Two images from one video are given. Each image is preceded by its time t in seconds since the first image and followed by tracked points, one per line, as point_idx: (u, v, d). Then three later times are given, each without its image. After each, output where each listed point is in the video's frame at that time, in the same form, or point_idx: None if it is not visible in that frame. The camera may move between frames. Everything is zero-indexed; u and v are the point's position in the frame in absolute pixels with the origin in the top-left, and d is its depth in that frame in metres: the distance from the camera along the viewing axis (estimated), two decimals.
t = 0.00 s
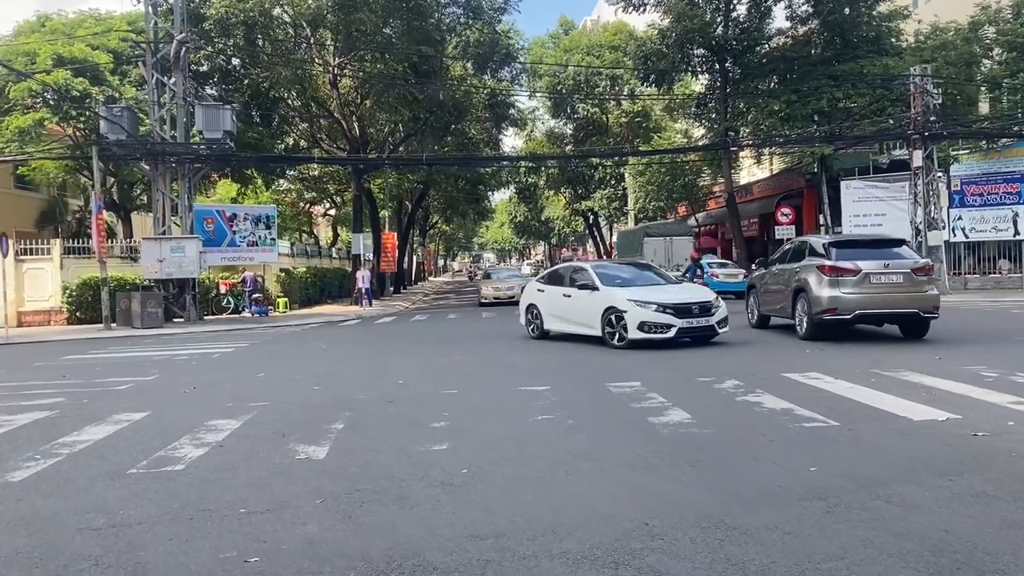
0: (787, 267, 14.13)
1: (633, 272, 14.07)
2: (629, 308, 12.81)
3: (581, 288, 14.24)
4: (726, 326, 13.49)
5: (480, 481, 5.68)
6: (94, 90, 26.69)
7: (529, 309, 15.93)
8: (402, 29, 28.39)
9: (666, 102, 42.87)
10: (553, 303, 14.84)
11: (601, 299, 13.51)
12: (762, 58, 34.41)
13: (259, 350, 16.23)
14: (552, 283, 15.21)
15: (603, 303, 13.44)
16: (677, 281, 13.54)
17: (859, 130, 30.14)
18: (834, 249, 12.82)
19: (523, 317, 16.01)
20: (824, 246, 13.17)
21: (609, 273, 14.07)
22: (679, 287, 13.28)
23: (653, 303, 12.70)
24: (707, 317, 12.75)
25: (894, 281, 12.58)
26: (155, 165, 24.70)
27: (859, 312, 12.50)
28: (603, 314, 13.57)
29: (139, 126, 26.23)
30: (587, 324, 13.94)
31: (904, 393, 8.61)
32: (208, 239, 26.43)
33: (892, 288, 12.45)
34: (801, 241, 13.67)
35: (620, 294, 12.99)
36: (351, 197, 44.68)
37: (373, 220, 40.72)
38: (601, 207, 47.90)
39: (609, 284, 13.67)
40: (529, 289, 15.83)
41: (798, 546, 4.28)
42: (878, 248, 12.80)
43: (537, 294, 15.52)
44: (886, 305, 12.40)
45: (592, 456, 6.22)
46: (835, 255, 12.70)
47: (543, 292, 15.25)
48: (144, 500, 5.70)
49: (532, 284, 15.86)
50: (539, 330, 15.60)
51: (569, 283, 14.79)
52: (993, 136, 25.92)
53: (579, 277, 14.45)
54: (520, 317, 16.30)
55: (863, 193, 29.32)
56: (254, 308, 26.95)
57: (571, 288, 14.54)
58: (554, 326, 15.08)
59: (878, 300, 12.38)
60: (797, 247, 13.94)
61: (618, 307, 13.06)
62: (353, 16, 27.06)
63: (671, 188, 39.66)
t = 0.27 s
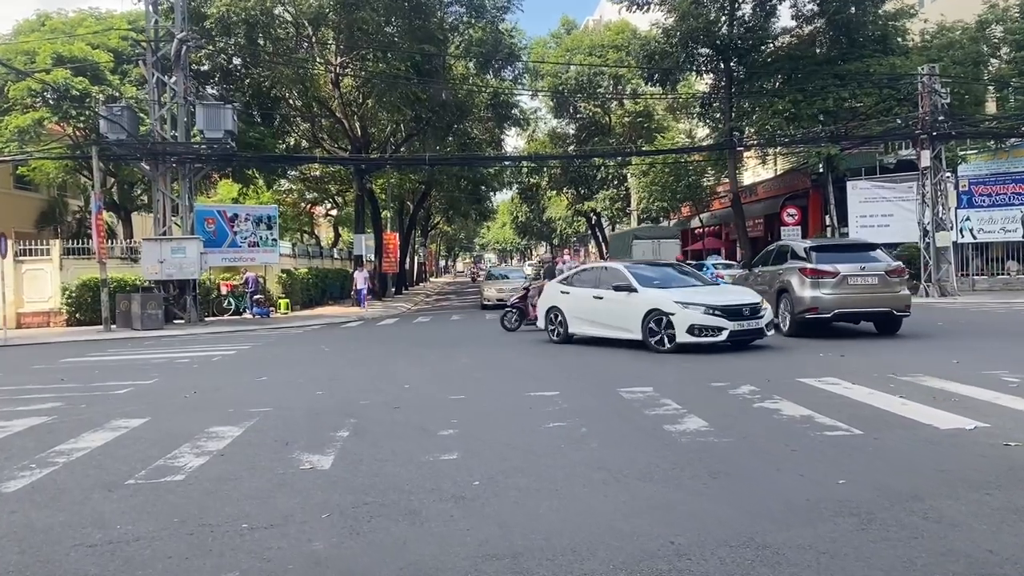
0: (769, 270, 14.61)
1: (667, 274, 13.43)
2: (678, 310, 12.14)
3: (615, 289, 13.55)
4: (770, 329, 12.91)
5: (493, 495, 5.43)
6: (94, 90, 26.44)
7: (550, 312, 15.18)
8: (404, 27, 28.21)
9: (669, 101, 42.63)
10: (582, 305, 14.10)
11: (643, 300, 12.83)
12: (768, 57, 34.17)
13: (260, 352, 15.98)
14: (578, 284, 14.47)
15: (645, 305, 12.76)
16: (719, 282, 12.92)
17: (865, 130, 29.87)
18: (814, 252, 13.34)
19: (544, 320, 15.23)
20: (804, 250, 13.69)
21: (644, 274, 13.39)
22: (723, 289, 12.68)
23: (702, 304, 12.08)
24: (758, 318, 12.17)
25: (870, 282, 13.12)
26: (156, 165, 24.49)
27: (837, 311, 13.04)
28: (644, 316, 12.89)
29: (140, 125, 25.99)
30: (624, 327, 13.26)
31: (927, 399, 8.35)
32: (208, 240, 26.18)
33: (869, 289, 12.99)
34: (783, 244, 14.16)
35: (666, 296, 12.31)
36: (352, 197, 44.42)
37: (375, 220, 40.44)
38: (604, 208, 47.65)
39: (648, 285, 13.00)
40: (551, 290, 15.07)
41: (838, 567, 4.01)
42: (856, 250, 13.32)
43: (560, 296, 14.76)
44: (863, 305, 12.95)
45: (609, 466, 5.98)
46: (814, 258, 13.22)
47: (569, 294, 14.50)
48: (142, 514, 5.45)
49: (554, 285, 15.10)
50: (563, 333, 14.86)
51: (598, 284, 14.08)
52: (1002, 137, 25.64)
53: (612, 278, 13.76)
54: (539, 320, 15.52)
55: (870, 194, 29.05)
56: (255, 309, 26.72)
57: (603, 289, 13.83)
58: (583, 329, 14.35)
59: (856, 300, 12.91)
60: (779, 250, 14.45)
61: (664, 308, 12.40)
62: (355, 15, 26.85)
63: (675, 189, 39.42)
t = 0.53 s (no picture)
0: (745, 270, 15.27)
1: (707, 270, 12.77)
2: (737, 309, 11.48)
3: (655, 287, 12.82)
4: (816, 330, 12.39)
5: (505, 501, 5.19)
6: (94, 87, 26.19)
7: (573, 311, 14.28)
8: (407, 25, 27.99)
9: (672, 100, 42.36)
10: (616, 304, 13.29)
11: (693, 298, 12.13)
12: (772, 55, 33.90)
13: (261, 352, 15.76)
14: (608, 282, 13.64)
15: (695, 304, 12.07)
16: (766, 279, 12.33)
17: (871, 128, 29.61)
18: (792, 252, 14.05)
19: (568, 320, 14.32)
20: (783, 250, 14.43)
21: (684, 270, 12.70)
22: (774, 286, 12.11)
23: (761, 302, 11.47)
24: (817, 316, 11.65)
25: (845, 278, 13.89)
26: (156, 163, 24.26)
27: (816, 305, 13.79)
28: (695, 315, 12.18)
29: (139, 123, 25.74)
30: (668, 327, 12.55)
31: (947, 400, 8.12)
32: (209, 239, 25.93)
33: (845, 285, 13.74)
34: (761, 244, 14.83)
35: (723, 293, 11.64)
36: (353, 196, 44.21)
37: (376, 219, 40.18)
38: (606, 207, 47.40)
39: (695, 282, 12.31)
40: (576, 288, 14.17)
41: None
42: (831, 249, 14.08)
43: (588, 295, 13.89)
44: (840, 299, 13.69)
45: (623, 470, 5.76)
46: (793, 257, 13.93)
47: (600, 292, 13.62)
48: (137, 520, 5.22)
49: (578, 282, 14.21)
50: (591, 334, 14.01)
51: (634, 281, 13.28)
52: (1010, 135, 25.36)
53: (649, 275, 13.03)
54: (560, 320, 14.59)
55: (876, 192, 28.75)
56: (256, 309, 26.48)
57: (641, 287, 13.05)
58: (615, 329, 13.54)
59: (833, 295, 13.66)
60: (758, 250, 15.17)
61: (718, 306, 11.73)
62: (356, 12, 26.62)
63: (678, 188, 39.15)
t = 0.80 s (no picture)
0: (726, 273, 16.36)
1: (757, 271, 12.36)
2: (811, 309, 11.06)
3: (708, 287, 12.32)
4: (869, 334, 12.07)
5: (518, 516, 4.93)
6: (93, 86, 25.92)
7: (608, 314, 13.64)
8: (408, 23, 27.72)
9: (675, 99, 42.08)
10: (663, 305, 12.73)
11: (758, 299, 11.65)
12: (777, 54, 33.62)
13: (263, 354, 15.51)
14: (650, 283, 13.05)
15: (759, 305, 11.61)
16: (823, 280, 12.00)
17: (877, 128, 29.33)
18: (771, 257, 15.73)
19: (602, 323, 13.66)
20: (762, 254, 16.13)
21: (738, 271, 12.25)
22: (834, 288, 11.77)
23: (833, 303, 11.09)
24: (884, 315, 11.35)
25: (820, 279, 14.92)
26: (156, 162, 24.04)
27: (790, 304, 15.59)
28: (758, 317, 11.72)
29: (139, 123, 25.48)
30: (725, 329, 12.05)
31: (969, 405, 7.86)
32: (209, 239, 25.68)
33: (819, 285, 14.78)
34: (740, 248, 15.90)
35: (793, 293, 11.21)
36: (355, 196, 43.96)
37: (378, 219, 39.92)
38: (609, 208, 47.14)
39: (755, 282, 11.86)
40: (611, 289, 13.54)
41: None
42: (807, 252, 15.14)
43: (627, 297, 13.26)
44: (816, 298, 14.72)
45: (641, 482, 5.51)
46: (771, 261, 15.60)
47: (642, 294, 13.01)
48: (131, 535, 4.97)
49: (613, 283, 13.57)
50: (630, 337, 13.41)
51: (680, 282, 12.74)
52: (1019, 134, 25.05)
53: (698, 276, 12.54)
54: (590, 323, 13.92)
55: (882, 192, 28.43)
56: (257, 310, 26.22)
57: (691, 287, 12.51)
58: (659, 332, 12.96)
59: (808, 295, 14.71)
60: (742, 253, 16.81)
61: (788, 306, 11.29)
62: (358, 11, 26.34)
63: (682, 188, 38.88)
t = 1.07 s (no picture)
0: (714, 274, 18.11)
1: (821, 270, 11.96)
2: (898, 311, 10.68)
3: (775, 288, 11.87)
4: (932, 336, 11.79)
5: (533, 531, 4.68)
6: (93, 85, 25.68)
7: (656, 315, 13.00)
8: (411, 22, 27.47)
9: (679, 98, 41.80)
10: (725, 308, 12.24)
11: (832, 300, 11.25)
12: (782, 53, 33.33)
13: (264, 356, 15.28)
14: (705, 283, 12.53)
15: (837, 307, 11.18)
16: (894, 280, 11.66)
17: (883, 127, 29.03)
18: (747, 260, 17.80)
19: (649, 326, 13.05)
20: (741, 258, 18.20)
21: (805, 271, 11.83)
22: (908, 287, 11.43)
23: (918, 303, 10.72)
24: (960, 316, 11.08)
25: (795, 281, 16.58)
26: (157, 162, 23.82)
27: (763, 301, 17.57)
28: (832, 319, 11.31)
29: (140, 122, 25.23)
30: (797, 332, 11.62)
31: (994, 411, 7.61)
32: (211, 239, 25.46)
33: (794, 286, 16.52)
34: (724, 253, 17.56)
35: (878, 294, 10.81)
36: (356, 196, 43.72)
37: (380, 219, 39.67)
38: (612, 208, 46.86)
39: (829, 283, 11.44)
40: (660, 289, 12.96)
41: None
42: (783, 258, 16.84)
43: (680, 298, 12.70)
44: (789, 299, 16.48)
45: (660, 494, 5.28)
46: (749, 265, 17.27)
47: (698, 295, 12.48)
48: (126, 551, 4.73)
49: (661, 283, 13.00)
50: (681, 340, 12.86)
51: (740, 282, 12.28)
52: None
53: (761, 276, 12.07)
54: (634, 325, 13.28)
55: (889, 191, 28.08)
56: (259, 311, 25.99)
57: (754, 288, 12.07)
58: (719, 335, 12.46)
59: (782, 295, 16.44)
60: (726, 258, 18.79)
61: (872, 307, 10.88)
62: (360, 9, 26.09)
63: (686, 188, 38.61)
